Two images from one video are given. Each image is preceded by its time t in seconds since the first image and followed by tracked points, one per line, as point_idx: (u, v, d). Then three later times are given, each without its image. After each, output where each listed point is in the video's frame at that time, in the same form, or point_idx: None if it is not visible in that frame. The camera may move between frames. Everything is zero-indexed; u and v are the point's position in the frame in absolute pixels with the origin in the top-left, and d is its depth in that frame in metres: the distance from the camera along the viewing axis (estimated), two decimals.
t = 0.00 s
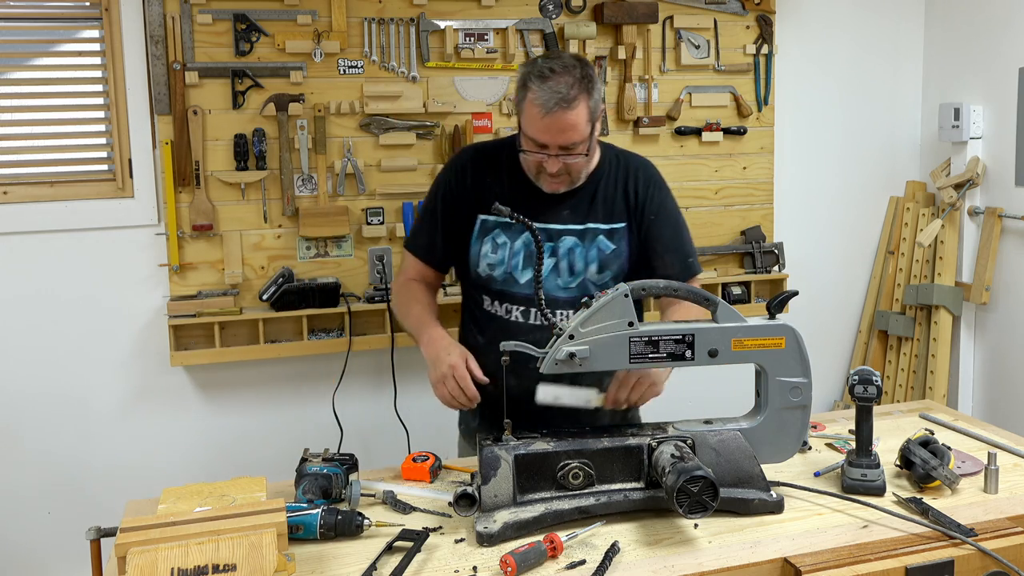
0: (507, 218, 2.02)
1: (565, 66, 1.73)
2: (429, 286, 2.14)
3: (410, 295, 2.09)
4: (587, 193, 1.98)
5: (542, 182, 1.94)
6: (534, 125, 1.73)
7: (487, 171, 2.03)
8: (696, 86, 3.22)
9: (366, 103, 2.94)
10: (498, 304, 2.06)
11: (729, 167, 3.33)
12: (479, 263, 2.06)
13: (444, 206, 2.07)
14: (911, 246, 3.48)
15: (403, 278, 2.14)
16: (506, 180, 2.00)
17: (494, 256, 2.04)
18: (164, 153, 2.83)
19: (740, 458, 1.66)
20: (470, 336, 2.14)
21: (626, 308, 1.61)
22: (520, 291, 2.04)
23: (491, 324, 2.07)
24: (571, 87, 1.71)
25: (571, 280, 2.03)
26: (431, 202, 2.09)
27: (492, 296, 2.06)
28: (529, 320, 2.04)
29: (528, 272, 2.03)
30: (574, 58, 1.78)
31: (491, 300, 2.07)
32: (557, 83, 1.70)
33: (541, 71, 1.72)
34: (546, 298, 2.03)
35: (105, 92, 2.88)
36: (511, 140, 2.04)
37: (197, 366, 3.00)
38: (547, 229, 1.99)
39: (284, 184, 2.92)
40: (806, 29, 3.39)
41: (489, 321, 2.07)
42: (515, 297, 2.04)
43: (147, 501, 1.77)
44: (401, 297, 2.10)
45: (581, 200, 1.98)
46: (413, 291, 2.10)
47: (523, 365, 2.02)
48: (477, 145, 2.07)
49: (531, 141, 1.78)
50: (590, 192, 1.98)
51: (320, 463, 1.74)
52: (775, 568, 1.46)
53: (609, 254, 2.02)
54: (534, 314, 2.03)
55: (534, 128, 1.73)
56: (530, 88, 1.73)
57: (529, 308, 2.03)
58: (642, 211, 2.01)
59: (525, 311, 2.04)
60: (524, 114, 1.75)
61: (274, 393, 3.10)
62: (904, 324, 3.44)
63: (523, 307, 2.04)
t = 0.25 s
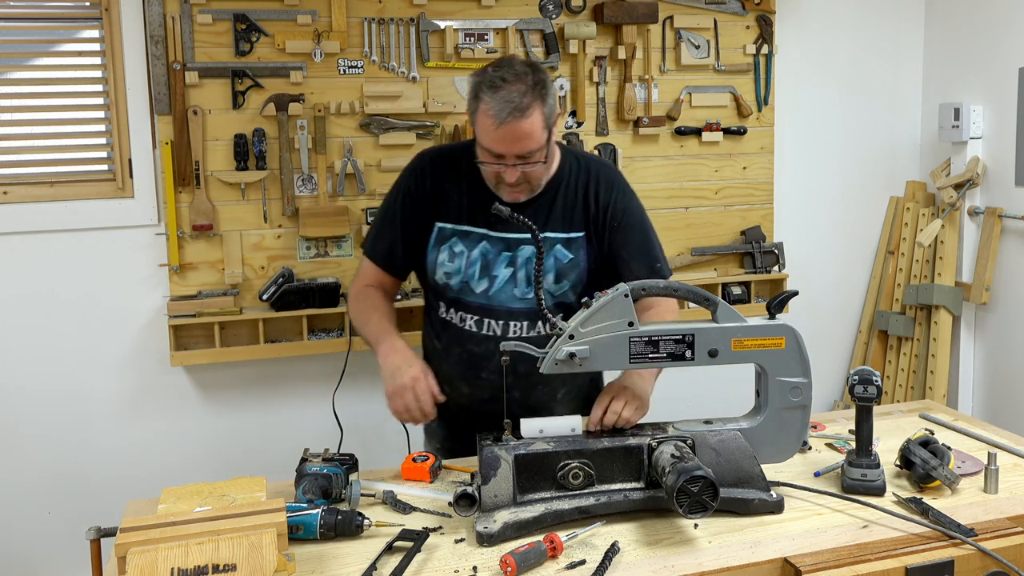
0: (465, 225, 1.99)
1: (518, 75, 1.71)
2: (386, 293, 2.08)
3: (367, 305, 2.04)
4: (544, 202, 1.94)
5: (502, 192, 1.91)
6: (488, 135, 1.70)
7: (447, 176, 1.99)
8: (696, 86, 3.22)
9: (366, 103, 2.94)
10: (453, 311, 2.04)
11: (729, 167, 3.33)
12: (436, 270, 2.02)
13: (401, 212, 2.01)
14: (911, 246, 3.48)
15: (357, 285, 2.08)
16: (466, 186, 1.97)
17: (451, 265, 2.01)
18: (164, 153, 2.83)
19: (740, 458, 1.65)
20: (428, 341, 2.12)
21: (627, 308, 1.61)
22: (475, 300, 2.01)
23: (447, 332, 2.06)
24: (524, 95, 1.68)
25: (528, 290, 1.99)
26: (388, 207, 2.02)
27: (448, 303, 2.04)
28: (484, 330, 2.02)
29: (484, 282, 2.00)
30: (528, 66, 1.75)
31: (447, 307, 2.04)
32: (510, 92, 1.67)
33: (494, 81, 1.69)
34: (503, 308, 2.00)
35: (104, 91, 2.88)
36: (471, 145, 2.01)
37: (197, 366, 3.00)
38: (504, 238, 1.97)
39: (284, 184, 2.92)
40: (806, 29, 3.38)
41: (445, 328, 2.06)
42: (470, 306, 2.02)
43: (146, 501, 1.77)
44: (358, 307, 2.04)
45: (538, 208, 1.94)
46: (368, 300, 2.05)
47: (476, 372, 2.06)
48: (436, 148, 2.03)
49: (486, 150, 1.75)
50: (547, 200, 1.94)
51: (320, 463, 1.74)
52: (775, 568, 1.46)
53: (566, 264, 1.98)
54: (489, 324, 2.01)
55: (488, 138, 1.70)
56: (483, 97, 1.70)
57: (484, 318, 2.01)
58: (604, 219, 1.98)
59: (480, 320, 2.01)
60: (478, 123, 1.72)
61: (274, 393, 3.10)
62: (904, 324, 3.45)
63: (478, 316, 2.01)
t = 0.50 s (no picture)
0: (430, 230, 1.99)
1: (475, 82, 1.70)
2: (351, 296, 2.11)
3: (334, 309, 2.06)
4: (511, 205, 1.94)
5: (464, 198, 1.91)
6: (444, 143, 1.70)
7: (410, 181, 2.00)
8: (696, 86, 3.22)
9: (366, 103, 2.94)
10: (420, 316, 2.03)
11: (729, 167, 3.33)
12: (401, 275, 2.02)
13: (364, 216, 2.02)
14: (911, 245, 3.48)
15: (323, 289, 2.09)
16: (430, 190, 1.98)
17: (416, 269, 2.00)
18: (165, 153, 2.83)
19: (741, 458, 1.65)
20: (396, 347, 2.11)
21: (627, 308, 1.61)
22: (441, 305, 2.00)
23: (413, 336, 2.05)
24: (482, 105, 1.67)
25: (496, 294, 1.98)
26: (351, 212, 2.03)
27: (414, 308, 2.03)
28: (450, 335, 2.01)
29: (450, 286, 1.99)
30: (491, 73, 1.74)
31: (413, 312, 2.03)
32: (466, 101, 1.67)
33: (450, 90, 1.69)
34: (469, 312, 1.99)
35: (104, 92, 2.88)
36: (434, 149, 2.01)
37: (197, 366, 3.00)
38: (470, 243, 1.96)
39: (284, 184, 2.92)
40: (806, 29, 3.39)
41: (412, 332, 2.05)
42: (436, 311, 2.00)
43: (146, 500, 1.77)
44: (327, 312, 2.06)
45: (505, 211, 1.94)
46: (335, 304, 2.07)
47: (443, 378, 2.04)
48: (398, 152, 2.03)
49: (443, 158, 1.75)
50: (515, 202, 1.95)
51: (320, 463, 1.74)
52: (775, 568, 1.46)
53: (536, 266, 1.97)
54: (456, 329, 2.00)
55: (444, 146, 1.70)
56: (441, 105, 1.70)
57: (450, 323, 2.00)
58: (575, 220, 1.98)
59: (447, 325, 2.00)
60: (436, 131, 1.72)
61: (274, 393, 3.10)
62: (904, 324, 3.45)
63: (444, 321, 2.00)
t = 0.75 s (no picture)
0: (410, 237, 2.00)
1: (446, 88, 1.73)
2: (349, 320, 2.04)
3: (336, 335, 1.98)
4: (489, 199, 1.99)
5: (440, 199, 1.95)
6: (421, 151, 1.73)
7: (383, 191, 2.01)
8: (696, 86, 3.22)
9: (366, 103, 2.94)
10: (407, 322, 2.03)
11: (729, 167, 3.33)
12: (386, 285, 2.02)
13: (343, 234, 2.01)
14: (911, 246, 3.48)
15: (319, 318, 2.01)
16: (403, 196, 2.00)
17: (400, 277, 2.00)
18: (164, 153, 2.83)
19: (740, 458, 1.65)
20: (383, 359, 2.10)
21: (627, 308, 1.61)
22: (428, 309, 2.01)
23: (401, 344, 2.05)
24: (456, 110, 1.70)
25: (482, 292, 2.01)
26: (329, 233, 2.01)
27: (401, 316, 2.03)
28: (439, 338, 2.02)
29: (436, 289, 2.00)
30: (456, 75, 1.77)
31: (400, 319, 2.04)
32: (441, 109, 1.69)
33: (423, 97, 1.70)
34: (457, 313, 2.01)
35: (104, 92, 2.88)
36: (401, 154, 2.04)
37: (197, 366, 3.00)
38: (451, 243, 1.99)
39: (284, 184, 2.92)
40: (805, 29, 3.38)
41: (399, 340, 2.05)
42: (423, 315, 2.01)
43: (146, 501, 1.77)
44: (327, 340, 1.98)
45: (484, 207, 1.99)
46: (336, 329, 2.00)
47: (434, 381, 2.05)
48: (365, 163, 2.04)
49: (420, 164, 1.78)
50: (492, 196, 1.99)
51: (320, 463, 1.74)
52: (775, 568, 1.46)
53: (520, 259, 2.01)
54: (444, 331, 2.01)
55: (421, 155, 1.73)
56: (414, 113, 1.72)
57: (438, 326, 2.01)
58: (552, 208, 2.04)
59: (435, 328, 2.01)
60: (410, 139, 1.74)
61: (273, 393, 3.10)
62: (904, 324, 3.45)
63: (432, 325, 2.01)
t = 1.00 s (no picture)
0: (414, 237, 1.98)
1: (454, 88, 1.73)
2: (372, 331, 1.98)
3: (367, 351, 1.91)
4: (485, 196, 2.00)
5: (444, 200, 1.95)
6: (434, 153, 1.72)
7: (381, 193, 1.97)
8: (696, 86, 3.22)
9: (366, 103, 2.94)
10: (415, 324, 2.03)
11: (729, 167, 3.33)
12: (394, 288, 2.00)
13: (348, 241, 1.95)
14: (911, 245, 3.48)
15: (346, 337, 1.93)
16: (403, 197, 1.97)
17: (408, 279, 1.99)
18: (164, 153, 2.83)
19: (740, 458, 1.65)
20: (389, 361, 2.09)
21: (627, 308, 1.61)
22: (437, 308, 2.02)
23: (408, 345, 2.05)
24: (466, 111, 1.71)
25: (487, 287, 2.03)
26: (334, 242, 1.94)
27: (408, 318, 2.03)
28: (450, 337, 2.04)
29: (443, 289, 2.01)
30: (457, 75, 1.77)
31: (407, 321, 2.03)
32: (452, 110, 1.69)
33: (433, 99, 1.70)
34: (465, 311, 2.03)
35: (104, 91, 2.88)
36: (393, 154, 2.01)
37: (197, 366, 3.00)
38: (454, 242, 1.99)
39: (284, 184, 2.92)
40: (805, 29, 3.39)
41: (407, 342, 2.05)
42: (432, 316, 2.02)
43: (146, 501, 1.77)
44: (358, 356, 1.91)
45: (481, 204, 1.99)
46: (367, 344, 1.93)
47: (448, 380, 2.08)
48: (360, 165, 2.00)
49: (431, 166, 1.77)
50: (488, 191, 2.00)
51: (320, 463, 1.74)
52: (775, 568, 1.46)
53: (520, 253, 2.04)
54: (455, 330, 2.03)
55: (435, 157, 1.72)
56: (424, 116, 1.72)
57: (447, 325, 2.03)
58: (542, 204, 2.07)
59: (445, 327, 2.03)
60: (421, 142, 1.73)
61: (273, 393, 3.10)
62: (904, 324, 3.45)
63: (441, 324, 2.03)
